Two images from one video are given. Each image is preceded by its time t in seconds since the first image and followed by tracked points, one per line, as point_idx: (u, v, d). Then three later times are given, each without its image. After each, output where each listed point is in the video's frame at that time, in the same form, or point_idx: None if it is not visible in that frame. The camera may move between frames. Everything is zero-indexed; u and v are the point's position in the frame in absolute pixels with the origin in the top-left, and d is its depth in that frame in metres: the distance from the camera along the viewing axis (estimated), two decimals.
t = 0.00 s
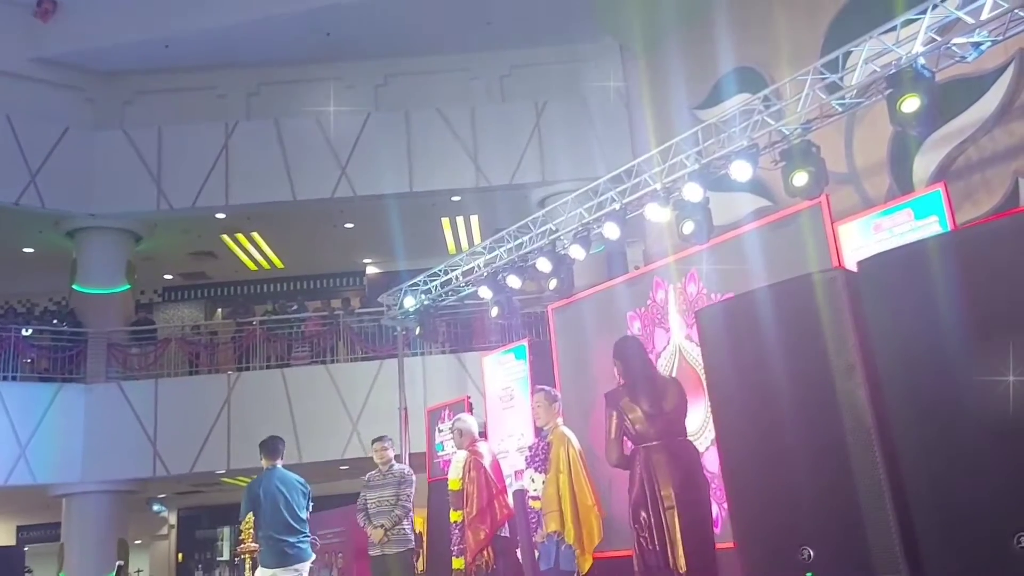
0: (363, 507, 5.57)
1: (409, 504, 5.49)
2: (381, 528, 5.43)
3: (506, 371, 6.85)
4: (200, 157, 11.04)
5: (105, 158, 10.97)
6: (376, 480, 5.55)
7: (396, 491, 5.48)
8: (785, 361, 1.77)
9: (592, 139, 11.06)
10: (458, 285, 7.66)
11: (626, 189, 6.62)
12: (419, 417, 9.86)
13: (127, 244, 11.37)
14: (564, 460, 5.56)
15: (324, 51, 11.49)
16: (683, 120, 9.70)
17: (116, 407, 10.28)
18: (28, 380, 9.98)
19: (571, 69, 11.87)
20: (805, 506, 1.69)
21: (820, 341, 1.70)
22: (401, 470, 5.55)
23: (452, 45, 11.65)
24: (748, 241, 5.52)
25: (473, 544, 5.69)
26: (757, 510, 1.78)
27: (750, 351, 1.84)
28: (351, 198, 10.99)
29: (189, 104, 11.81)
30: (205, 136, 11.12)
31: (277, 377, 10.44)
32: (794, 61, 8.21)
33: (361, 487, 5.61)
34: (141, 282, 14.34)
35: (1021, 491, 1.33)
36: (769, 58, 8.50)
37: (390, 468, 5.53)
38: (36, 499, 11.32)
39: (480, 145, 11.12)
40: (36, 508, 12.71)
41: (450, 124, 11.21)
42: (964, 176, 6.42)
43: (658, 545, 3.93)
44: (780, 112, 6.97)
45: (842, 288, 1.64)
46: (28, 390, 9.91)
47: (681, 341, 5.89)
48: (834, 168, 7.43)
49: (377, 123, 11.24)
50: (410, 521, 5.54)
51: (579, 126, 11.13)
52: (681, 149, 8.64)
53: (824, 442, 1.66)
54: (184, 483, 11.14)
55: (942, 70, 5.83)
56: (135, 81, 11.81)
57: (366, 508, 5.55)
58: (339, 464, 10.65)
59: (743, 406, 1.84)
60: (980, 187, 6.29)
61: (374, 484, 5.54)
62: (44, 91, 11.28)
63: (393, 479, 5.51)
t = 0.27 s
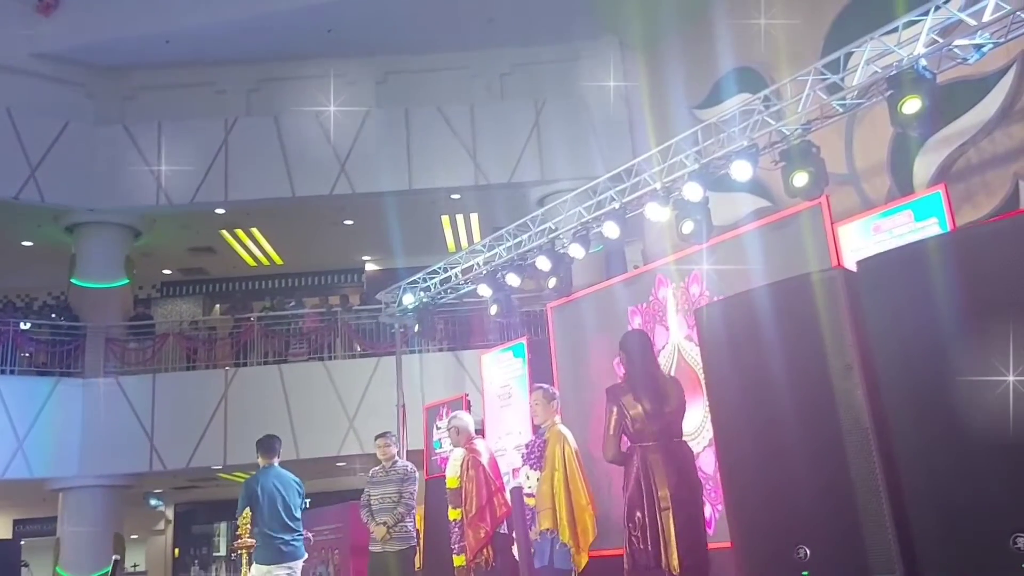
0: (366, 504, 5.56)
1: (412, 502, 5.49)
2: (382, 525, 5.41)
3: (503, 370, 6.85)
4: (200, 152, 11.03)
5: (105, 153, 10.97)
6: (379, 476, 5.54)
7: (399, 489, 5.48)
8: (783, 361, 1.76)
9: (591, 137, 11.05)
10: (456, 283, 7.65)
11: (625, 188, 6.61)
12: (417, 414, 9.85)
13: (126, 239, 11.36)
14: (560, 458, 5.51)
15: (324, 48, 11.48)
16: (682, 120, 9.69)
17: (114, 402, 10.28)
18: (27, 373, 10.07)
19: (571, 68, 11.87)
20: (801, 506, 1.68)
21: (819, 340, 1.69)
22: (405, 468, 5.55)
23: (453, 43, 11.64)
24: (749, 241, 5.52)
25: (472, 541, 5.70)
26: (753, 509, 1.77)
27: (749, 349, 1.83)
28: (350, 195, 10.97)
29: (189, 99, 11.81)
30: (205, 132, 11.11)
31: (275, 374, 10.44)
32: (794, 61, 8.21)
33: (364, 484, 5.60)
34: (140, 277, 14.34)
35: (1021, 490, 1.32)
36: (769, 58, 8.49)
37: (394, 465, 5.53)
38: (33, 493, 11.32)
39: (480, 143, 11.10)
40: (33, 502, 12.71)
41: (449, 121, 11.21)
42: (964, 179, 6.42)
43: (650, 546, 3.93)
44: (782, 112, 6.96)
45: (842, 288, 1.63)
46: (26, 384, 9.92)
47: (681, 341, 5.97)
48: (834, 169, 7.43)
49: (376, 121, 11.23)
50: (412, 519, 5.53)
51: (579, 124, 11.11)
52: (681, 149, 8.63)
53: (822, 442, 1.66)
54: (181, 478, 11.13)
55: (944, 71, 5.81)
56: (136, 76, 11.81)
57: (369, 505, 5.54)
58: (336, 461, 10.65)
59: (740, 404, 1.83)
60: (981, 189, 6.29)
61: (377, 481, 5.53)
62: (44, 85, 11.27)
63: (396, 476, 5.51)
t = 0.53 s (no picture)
0: (365, 499, 5.57)
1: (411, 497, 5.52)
2: (380, 520, 5.42)
3: (503, 366, 6.87)
4: (201, 146, 11.03)
5: (106, 146, 10.97)
6: (379, 471, 5.56)
7: (397, 484, 5.50)
8: (784, 358, 1.76)
9: (592, 134, 11.06)
10: (456, 280, 7.65)
11: (626, 186, 6.61)
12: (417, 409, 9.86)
13: (126, 233, 11.37)
14: (557, 453, 5.56)
15: (326, 43, 11.48)
16: (683, 118, 9.69)
17: (113, 395, 10.28)
18: (26, 367, 10.04)
19: (572, 65, 11.89)
20: (801, 502, 1.69)
21: (820, 338, 1.69)
22: (404, 463, 5.57)
23: (454, 39, 11.64)
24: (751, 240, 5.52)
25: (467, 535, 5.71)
26: (754, 505, 1.78)
27: (749, 347, 1.83)
28: (351, 191, 10.98)
29: (191, 93, 11.81)
30: (206, 126, 11.11)
31: (274, 369, 10.45)
32: (795, 60, 8.22)
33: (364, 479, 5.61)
34: (140, 271, 14.34)
35: (1023, 486, 1.32)
36: (770, 57, 8.50)
37: (394, 460, 5.54)
38: (32, 486, 11.33)
39: (480, 140, 11.10)
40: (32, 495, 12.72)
41: (450, 118, 11.20)
42: (965, 179, 6.42)
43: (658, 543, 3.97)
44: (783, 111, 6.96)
45: (842, 287, 1.63)
46: (25, 377, 9.92)
47: (680, 339, 6.00)
48: (835, 168, 7.43)
49: (377, 117, 11.23)
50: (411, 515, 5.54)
51: (580, 122, 11.10)
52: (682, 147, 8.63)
53: (822, 439, 1.66)
54: (180, 472, 11.14)
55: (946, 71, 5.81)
56: (137, 70, 11.81)
57: (369, 500, 5.54)
58: (335, 456, 10.66)
59: (742, 401, 1.84)
60: (982, 190, 6.29)
61: (376, 475, 5.55)
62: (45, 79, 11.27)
63: (395, 472, 5.52)
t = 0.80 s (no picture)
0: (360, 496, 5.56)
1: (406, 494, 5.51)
2: (374, 517, 5.43)
3: (503, 365, 6.85)
4: (203, 143, 11.03)
5: (107, 142, 10.96)
6: (374, 469, 5.54)
7: (392, 481, 5.49)
8: (784, 358, 1.74)
9: (594, 133, 11.04)
10: (457, 277, 7.64)
11: (627, 185, 6.60)
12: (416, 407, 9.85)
13: (127, 229, 11.37)
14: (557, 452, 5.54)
15: (329, 41, 11.48)
16: (686, 118, 9.67)
17: (113, 391, 10.27)
18: (26, 362, 10.04)
19: (575, 64, 11.88)
20: (800, 502, 1.67)
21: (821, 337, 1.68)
22: (400, 460, 5.55)
23: (457, 37, 11.63)
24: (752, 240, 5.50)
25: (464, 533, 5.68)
26: (752, 506, 1.76)
27: (750, 345, 1.82)
28: (352, 188, 10.97)
29: (193, 90, 11.81)
30: (208, 123, 11.10)
31: (274, 366, 10.44)
32: (798, 60, 8.21)
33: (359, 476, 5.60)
34: (140, 268, 14.34)
35: None
36: (773, 56, 8.49)
37: (389, 458, 5.53)
38: (31, 481, 11.32)
39: (483, 139, 11.09)
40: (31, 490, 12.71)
41: (452, 116, 11.19)
42: (967, 181, 6.40)
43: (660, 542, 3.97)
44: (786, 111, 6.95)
45: (843, 286, 1.62)
46: (25, 372, 9.91)
47: (680, 339, 5.98)
48: (837, 169, 7.41)
49: (379, 115, 11.21)
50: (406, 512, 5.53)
51: (582, 121, 11.09)
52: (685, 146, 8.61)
53: (821, 439, 1.65)
54: (179, 469, 11.13)
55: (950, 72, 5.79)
56: (139, 66, 11.81)
57: (363, 497, 5.54)
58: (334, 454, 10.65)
59: (742, 401, 1.82)
60: (984, 192, 6.28)
61: (371, 473, 5.53)
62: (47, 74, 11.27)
63: (391, 469, 5.50)
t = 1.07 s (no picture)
0: (356, 494, 5.55)
1: (401, 492, 5.50)
2: (371, 514, 5.42)
3: (503, 363, 6.86)
4: (204, 140, 11.03)
5: (109, 138, 10.97)
6: (371, 466, 5.53)
7: (388, 479, 5.48)
8: (783, 358, 1.74)
9: (597, 132, 11.04)
10: (457, 276, 7.64)
11: (629, 184, 6.61)
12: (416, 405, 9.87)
13: (128, 225, 11.37)
14: (557, 451, 5.58)
15: (331, 38, 11.49)
16: (688, 117, 9.67)
17: (113, 386, 10.28)
18: (26, 357, 10.00)
19: (578, 62, 11.89)
20: (798, 501, 1.67)
21: (821, 338, 1.69)
22: (395, 458, 5.56)
23: (460, 35, 11.62)
24: (752, 241, 5.50)
25: (461, 530, 5.66)
26: (752, 505, 1.76)
27: (750, 345, 1.81)
28: (354, 186, 10.97)
29: (195, 86, 11.81)
30: (210, 119, 11.11)
31: (274, 363, 10.45)
32: (801, 60, 8.22)
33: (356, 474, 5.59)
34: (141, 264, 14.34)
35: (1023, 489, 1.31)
36: (775, 56, 8.50)
37: (385, 455, 5.53)
38: (31, 476, 11.35)
39: (484, 138, 11.09)
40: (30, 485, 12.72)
41: (454, 114, 11.19)
42: (969, 182, 6.40)
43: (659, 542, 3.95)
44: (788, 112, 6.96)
45: (845, 289, 1.64)
46: (25, 367, 9.90)
47: (680, 338, 5.94)
48: (838, 170, 7.40)
49: (381, 112, 11.21)
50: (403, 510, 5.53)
51: (584, 120, 11.08)
52: (687, 146, 8.62)
53: (822, 439, 1.65)
54: (179, 465, 11.15)
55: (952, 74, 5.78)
56: (142, 61, 11.82)
57: (360, 495, 5.53)
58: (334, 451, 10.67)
59: (743, 401, 1.82)
60: (985, 194, 6.27)
61: (369, 471, 5.53)
62: (49, 69, 11.27)
63: (387, 466, 5.51)
